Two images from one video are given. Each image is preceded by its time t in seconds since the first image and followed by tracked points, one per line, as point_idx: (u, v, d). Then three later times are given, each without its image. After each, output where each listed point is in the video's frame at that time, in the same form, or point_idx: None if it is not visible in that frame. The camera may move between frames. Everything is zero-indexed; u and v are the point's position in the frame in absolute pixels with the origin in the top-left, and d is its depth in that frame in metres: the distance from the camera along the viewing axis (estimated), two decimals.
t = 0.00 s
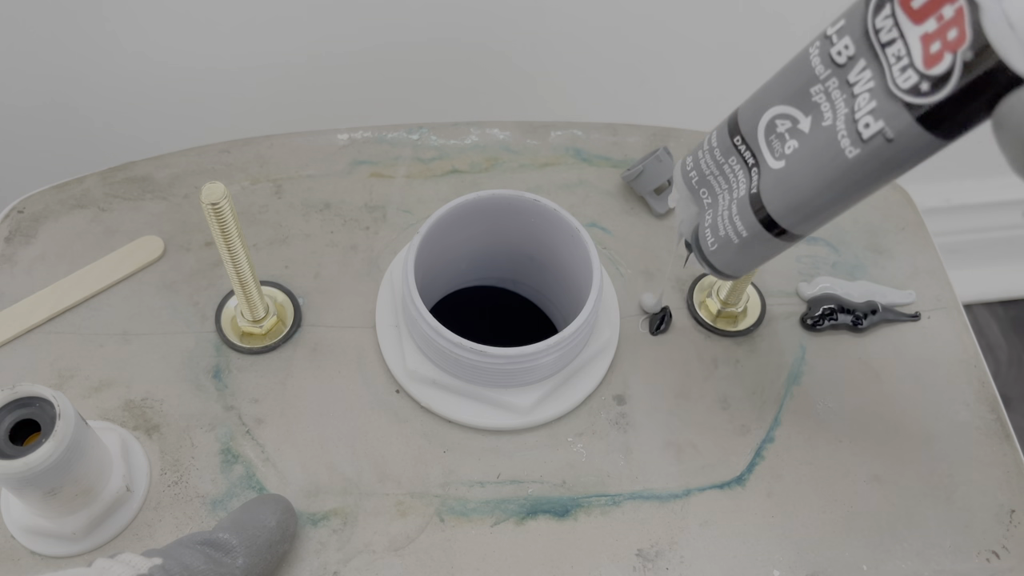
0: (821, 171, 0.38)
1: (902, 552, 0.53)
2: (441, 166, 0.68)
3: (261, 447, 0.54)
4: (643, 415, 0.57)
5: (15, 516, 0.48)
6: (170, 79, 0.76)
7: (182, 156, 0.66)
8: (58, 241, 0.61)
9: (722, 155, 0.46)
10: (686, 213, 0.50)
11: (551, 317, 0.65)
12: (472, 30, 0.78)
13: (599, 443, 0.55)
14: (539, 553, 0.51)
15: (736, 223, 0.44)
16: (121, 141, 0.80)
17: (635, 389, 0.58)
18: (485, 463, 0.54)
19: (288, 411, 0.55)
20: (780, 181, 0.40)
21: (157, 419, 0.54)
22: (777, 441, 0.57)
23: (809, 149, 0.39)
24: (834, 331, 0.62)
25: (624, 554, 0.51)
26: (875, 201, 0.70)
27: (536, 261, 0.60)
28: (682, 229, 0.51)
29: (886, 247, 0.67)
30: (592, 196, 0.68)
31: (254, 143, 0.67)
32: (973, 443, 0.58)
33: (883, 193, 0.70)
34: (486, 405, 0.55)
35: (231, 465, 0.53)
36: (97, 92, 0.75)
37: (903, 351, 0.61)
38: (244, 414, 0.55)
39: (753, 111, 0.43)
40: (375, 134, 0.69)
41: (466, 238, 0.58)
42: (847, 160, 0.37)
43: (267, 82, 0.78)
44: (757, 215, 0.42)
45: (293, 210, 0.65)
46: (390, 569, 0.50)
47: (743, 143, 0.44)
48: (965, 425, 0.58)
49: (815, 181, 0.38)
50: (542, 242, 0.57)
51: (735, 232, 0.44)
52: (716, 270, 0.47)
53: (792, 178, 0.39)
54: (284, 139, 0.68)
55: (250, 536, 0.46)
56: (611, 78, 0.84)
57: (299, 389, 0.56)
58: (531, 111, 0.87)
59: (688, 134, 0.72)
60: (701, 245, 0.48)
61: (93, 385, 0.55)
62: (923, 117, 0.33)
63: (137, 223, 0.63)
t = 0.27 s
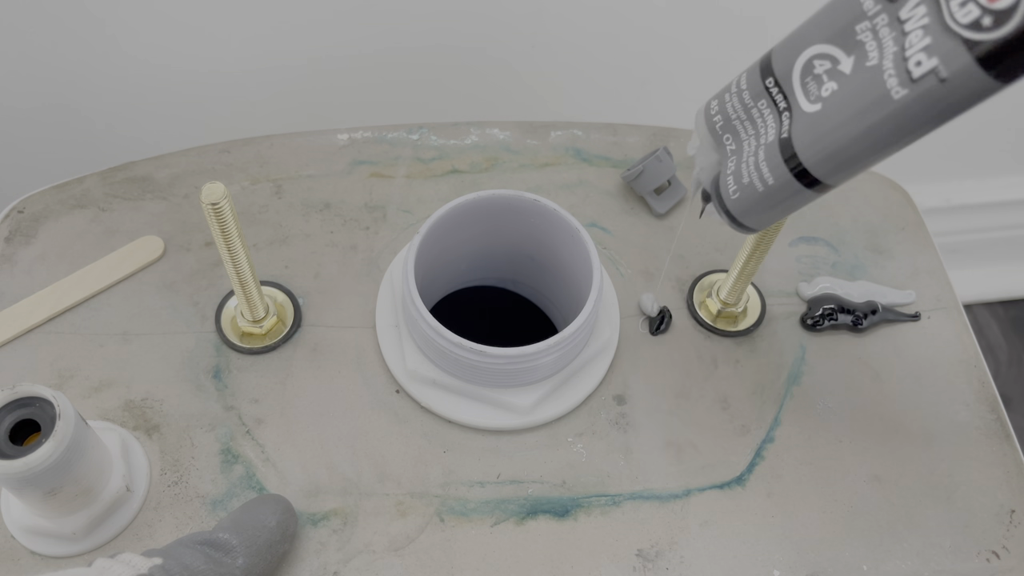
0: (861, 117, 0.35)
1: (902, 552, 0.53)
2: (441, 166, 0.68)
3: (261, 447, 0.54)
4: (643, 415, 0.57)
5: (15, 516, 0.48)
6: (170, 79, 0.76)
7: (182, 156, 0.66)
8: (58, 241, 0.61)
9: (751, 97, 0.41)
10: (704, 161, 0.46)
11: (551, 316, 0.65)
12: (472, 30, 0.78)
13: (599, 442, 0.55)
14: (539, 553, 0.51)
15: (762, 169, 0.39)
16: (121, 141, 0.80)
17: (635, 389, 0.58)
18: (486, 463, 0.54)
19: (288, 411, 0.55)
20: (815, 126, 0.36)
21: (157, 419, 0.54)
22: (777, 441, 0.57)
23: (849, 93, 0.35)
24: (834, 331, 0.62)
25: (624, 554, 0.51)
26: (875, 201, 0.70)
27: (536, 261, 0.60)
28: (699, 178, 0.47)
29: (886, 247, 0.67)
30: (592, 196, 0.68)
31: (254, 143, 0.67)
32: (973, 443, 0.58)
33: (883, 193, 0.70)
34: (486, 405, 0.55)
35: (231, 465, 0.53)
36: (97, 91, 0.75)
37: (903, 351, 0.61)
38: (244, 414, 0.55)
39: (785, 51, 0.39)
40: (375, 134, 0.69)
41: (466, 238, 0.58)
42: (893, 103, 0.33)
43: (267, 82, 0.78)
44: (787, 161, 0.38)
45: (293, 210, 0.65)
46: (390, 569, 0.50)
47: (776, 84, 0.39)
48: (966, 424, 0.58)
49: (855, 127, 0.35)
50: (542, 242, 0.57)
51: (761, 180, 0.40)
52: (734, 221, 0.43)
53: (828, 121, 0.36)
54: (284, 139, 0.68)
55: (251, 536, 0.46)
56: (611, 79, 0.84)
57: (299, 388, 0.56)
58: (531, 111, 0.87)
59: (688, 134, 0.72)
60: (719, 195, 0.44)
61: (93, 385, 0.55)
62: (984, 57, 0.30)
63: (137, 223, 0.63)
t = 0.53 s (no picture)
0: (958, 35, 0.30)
1: (902, 552, 0.53)
2: (441, 166, 0.68)
3: (261, 447, 0.54)
4: (643, 415, 0.57)
5: (15, 516, 0.48)
6: (170, 79, 0.76)
7: (181, 156, 0.66)
8: (58, 241, 0.61)
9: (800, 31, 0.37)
10: (744, 105, 0.41)
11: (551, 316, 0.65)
12: (472, 30, 0.78)
13: (599, 442, 0.55)
14: (539, 553, 0.51)
15: (820, 107, 0.35)
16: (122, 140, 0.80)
17: (635, 389, 0.58)
18: (486, 463, 0.54)
19: (288, 411, 0.55)
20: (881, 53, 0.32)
21: (157, 419, 0.54)
22: (777, 441, 0.57)
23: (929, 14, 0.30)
24: (834, 331, 0.62)
25: (624, 554, 0.51)
26: (876, 202, 0.70)
27: (536, 261, 0.60)
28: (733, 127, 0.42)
29: (886, 247, 0.67)
30: (592, 196, 0.68)
31: (254, 143, 0.67)
32: (974, 443, 0.58)
33: (883, 193, 0.70)
34: (486, 405, 0.55)
35: (231, 465, 0.53)
36: (97, 91, 0.75)
37: (902, 351, 0.62)
38: (244, 414, 0.55)
39: None
40: (376, 134, 0.69)
41: (466, 238, 0.58)
42: (992, 24, 0.29)
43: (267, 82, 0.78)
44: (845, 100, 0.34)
45: (293, 210, 0.65)
46: (390, 569, 0.50)
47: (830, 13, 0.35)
48: (966, 424, 0.58)
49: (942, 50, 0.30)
50: (542, 242, 0.57)
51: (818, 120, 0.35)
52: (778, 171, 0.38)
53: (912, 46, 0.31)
54: (284, 139, 0.68)
55: (251, 536, 0.46)
56: (611, 79, 0.84)
57: (299, 388, 0.56)
58: (531, 111, 0.87)
59: (688, 134, 0.72)
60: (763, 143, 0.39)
61: (93, 385, 0.55)
62: None
63: (137, 223, 0.63)
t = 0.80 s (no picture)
0: None
1: (902, 552, 0.53)
2: (441, 166, 0.68)
3: (261, 447, 0.54)
4: (643, 415, 0.57)
5: (15, 516, 0.48)
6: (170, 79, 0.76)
7: (181, 156, 0.66)
8: (58, 241, 0.61)
9: None
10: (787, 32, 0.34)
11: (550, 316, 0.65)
12: (472, 30, 0.78)
13: (599, 442, 0.55)
14: (539, 553, 0.51)
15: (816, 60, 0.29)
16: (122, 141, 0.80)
17: (635, 389, 0.58)
18: (486, 463, 0.54)
19: (288, 411, 0.55)
20: None
21: (157, 419, 0.54)
22: (776, 441, 0.57)
23: None
24: (834, 331, 0.62)
25: (624, 554, 0.51)
26: (875, 202, 0.70)
27: (536, 261, 0.60)
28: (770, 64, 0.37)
29: (886, 247, 0.67)
30: (592, 196, 0.68)
31: (254, 143, 0.67)
32: (973, 443, 0.58)
33: (882, 193, 0.70)
34: (486, 405, 0.55)
35: (231, 465, 0.53)
36: (97, 91, 0.75)
37: (902, 351, 0.62)
38: (244, 414, 0.55)
39: None
40: (376, 134, 0.69)
41: (466, 238, 0.58)
42: None
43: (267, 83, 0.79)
44: None
45: (293, 210, 0.65)
46: (390, 569, 0.50)
47: None
48: (966, 424, 0.59)
49: None
50: (542, 243, 0.57)
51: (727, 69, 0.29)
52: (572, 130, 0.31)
53: None
54: (284, 139, 0.68)
55: (251, 536, 0.46)
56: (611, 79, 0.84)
57: (299, 388, 0.56)
58: (531, 111, 0.87)
59: (688, 134, 0.72)
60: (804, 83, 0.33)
61: (94, 385, 0.55)
62: None
63: (137, 223, 0.63)
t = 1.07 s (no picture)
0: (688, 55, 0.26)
1: (902, 552, 0.53)
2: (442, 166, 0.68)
3: (261, 447, 0.54)
4: (643, 415, 0.57)
5: (15, 516, 0.48)
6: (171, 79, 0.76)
7: (181, 156, 0.66)
8: (59, 241, 0.61)
9: (343, 109, 0.36)
10: None
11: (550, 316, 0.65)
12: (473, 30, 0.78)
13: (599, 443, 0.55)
14: (539, 553, 0.51)
15: (351, 179, 0.35)
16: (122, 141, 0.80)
17: (635, 389, 0.58)
18: (486, 463, 0.54)
19: (288, 411, 0.55)
20: (463, 132, 0.31)
21: (157, 419, 0.54)
22: (776, 441, 0.57)
23: (485, 48, 0.28)
24: (834, 331, 0.62)
25: (624, 553, 0.51)
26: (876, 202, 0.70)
27: (535, 261, 0.60)
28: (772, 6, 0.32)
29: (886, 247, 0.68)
30: (592, 195, 0.68)
31: (254, 143, 0.68)
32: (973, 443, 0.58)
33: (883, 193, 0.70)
34: (486, 405, 0.55)
35: (231, 465, 0.53)
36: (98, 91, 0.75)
37: (902, 351, 0.62)
38: (244, 414, 0.55)
39: (370, 49, 0.33)
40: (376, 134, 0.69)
41: (466, 238, 0.58)
42: None
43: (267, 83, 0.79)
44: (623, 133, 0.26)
45: (293, 210, 0.65)
46: (390, 569, 0.50)
47: (361, 90, 0.34)
48: (965, 424, 0.59)
49: (709, 64, 0.26)
50: (542, 243, 0.57)
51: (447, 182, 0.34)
52: (349, 249, 0.37)
53: (597, 64, 0.26)
54: (284, 139, 0.68)
55: (251, 536, 0.46)
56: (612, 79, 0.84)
57: (299, 388, 0.56)
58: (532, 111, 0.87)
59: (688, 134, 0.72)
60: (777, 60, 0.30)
61: (94, 385, 0.55)
62: None
63: (137, 223, 0.63)
